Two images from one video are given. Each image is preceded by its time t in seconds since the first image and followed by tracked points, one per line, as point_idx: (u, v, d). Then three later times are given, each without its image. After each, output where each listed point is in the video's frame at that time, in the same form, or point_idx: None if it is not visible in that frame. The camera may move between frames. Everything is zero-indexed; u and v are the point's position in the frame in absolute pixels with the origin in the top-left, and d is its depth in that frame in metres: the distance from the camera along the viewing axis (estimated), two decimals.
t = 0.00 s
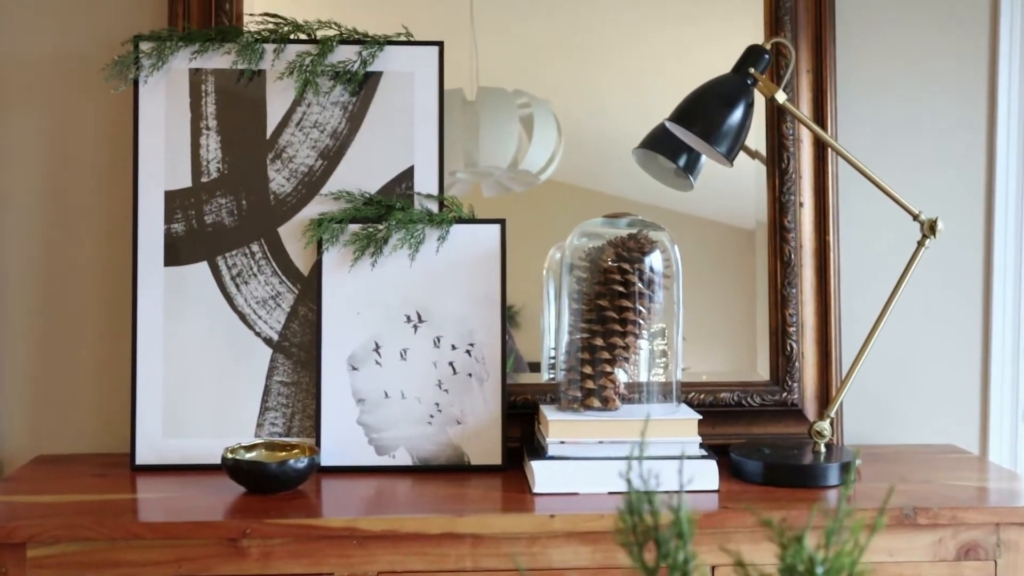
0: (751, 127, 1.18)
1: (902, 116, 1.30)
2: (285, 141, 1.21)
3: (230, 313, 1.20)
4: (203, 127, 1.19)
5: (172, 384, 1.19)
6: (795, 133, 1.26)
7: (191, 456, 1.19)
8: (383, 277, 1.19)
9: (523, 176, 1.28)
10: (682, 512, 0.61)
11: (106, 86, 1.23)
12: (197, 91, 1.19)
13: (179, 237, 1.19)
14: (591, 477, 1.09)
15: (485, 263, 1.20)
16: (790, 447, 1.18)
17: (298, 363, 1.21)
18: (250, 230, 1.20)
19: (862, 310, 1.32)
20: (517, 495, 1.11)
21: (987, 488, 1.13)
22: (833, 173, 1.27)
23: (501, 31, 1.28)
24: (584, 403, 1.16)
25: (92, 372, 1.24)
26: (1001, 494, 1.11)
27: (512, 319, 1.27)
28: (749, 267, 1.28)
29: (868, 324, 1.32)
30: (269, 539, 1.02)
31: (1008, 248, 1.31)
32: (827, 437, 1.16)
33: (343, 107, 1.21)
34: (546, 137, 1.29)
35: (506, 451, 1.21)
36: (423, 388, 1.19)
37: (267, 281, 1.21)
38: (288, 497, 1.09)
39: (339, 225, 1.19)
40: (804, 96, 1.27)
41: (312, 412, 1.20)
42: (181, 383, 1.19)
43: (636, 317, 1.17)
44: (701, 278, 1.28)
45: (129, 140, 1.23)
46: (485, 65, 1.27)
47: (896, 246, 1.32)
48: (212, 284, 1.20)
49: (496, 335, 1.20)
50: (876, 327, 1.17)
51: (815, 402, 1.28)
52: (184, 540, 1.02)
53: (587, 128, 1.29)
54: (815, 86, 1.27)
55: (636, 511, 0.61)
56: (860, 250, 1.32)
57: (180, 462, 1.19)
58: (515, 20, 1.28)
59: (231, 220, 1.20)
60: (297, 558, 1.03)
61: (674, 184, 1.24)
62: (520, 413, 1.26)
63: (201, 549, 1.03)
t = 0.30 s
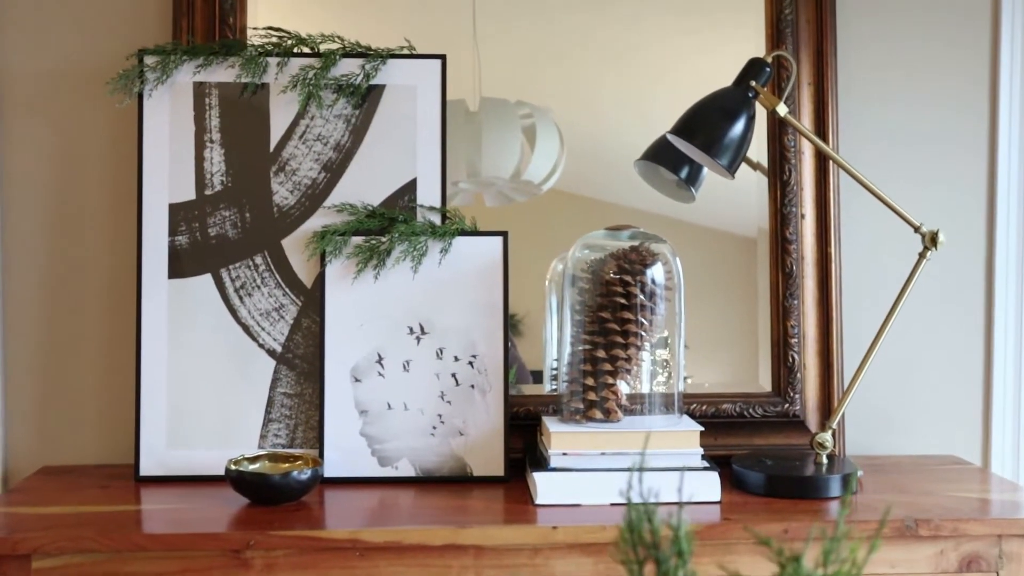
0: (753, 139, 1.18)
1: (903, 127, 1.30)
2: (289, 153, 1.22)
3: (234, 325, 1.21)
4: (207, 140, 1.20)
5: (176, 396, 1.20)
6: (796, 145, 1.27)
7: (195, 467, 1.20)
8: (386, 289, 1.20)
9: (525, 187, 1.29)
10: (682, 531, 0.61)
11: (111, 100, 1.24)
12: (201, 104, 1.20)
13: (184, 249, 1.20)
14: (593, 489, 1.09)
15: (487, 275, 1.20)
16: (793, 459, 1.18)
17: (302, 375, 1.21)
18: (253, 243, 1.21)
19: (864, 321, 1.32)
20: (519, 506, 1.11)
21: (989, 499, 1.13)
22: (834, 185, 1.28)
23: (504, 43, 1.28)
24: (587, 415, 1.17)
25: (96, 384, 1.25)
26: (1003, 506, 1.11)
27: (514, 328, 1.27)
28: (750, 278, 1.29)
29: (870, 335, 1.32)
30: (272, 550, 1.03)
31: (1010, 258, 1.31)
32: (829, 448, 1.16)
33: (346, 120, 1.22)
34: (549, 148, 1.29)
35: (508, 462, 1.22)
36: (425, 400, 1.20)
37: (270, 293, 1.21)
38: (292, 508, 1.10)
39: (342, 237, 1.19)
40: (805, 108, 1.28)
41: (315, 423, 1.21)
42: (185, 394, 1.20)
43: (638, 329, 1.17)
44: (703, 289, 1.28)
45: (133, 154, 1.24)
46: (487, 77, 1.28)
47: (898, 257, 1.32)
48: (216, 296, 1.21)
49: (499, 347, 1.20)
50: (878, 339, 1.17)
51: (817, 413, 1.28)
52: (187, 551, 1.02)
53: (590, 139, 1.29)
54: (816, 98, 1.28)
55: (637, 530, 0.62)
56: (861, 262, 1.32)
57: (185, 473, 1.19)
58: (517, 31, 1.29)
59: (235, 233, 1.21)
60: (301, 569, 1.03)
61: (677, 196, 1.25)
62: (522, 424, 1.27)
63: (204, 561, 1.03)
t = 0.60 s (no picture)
0: (754, 146, 1.19)
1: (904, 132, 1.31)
2: (291, 160, 1.22)
3: (236, 331, 1.21)
4: (209, 147, 1.21)
5: (179, 402, 1.20)
6: (797, 152, 1.27)
7: (198, 473, 1.20)
8: (388, 296, 1.20)
9: (527, 192, 1.29)
10: (681, 540, 0.61)
11: (114, 108, 1.25)
12: (204, 111, 1.20)
13: (186, 256, 1.20)
14: (594, 495, 1.10)
15: (488, 281, 1.21)
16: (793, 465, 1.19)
17: (304, 381, 1.22)
18: (256, 249, 1.21)
19: (865, 326, 1.33)
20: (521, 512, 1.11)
21: (989, 505, 1.13)
22: (835, 191, 1.28)
23: (506, 48, 1.28)
24: (588, 420, 1.17)
25: (99, 390, 1.25)
26: (1004, 512, 1.11)
27: (517, 332, 1.28)
28: (751, 284, 1.29)
29: (871, 340, 1.33)
30: (274, 556, 1.03)
31: (1011, 263, 1.31)
32: (829, 453, 1.16)
33: (348, 126, 1.22)
34: (552, 154, 1.29)
35: (510, 467, 1.22)
36: (427, 406, 1.20)
37: (273, 299, 1.22)
38: (295, 514, 1.10)
39: (344, 244, 1.20)
40: (806, 114, 1.28)
41: (317, 429, 1.21)
42: (188, 400, 1.20)
43: (640, 335, 1.18)
44: (704, 295, 1.29)
45: (136, 161, 1.25)
46: (489, 83, 1.28)
47: (898, 263, 1.33)
48: (218, 302, 1.21)
49: (500, 352, 1.21)
50: (879, 344, 1.18)
51: (818, 419, 1.29)
52: (189, 557, 1.02)
53: (591, 145, 1.29)
54: (817, 104, 1.28)
55: (636, 538, 0.62)
56: (862, 267, 1.33)
57: (188, 479, 1.20)
58: (520, 36, 1.29)
59: (237, 239, 1.21)
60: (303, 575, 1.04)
61: (677, 203, 1.27)
62: (524, 429, 1.27)
63: (207, 566, 1.03)
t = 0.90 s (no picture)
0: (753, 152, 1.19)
1: (903, 138, 1.31)
2: (293, 167, 1.23)
3: (238, 337, 1.22)
4: (212, 154, 1.21)
5: (181, 408, 1.21)
6: (797, 158, 1.28)
7: (200, 478, 1.21)
8: (389, 302, 1.21)
9: (528, 197, 1.30)
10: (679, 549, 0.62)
11: (117, 115, 1.25)
12: (206, 119, 1.21)
13: (188, 262, 1.21)
14: (594, 501, 1.10)
15: (489, 287, 1.21)
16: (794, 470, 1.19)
17: (306, 387, 1.22)
18: (258, 256, 1.22)
19: (865, 331, 1.33)
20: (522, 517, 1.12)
21: (989, 510, 1.13)
22: (834, 197, 1.29)
23: (507, 55, 1.29)
24: (589, 426, 1.17)
25: (101, 395, 1.26)
26: (1003, 517, 1.11)
27: (518, 337, 1.28)
28: (751, 289, 1.30)
29: (871, 345, 1.33)
30: (275, 562, 1.03)
31: (1010, 268, 1.32)
32: (829, 459, 1.16)
33: (349, 134, 1.23)
34: (552, 160, 1.30)
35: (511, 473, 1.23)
36: (429, 412, 1.20)
37: (275, 305, 1.22)
38: (296, 520, 1.11)
39: (346, 250, 1.20)
40: (806, 121, 1.29)
41: (319, 435, 1.22)
42: (190, 406, 1.21)
43: (640, 342, 1.18)
44: (705, 300, 1.29)
45: (139, 168, 1.25)
46: (490, 90, 1.29)
47: (898, 269, 1.33)
48: (220, 308, 1.21)
49: (501, 358, 1.21)
50: (878, 350, 1.18)
51: (818, 424, 1.29)
52: (191, 563, 1.02)
53: (592, 151, 1.30)
54: (817, 111, 1.29)
55: (635, 546, 0.62)
56: (861, 273, 1.33)
57: (190, 485, 1.20)
58: (521, 43, 1.29)
59: (239, 246, 1.22)
60: None
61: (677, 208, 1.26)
62: (525, 435, 1.27)
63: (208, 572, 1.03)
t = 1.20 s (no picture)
0: (754, 159, 1.20)
1: (903, 144, 1.32)
2: (295, 174, 1.23)
3: (241, 343, 1.22)
4: (214, 161, 1.22)
5: (183, 413, 1.21)
6: (797, 164, 1.28)
7: (202, 484, 1.21)
8: (391, 308, 1.21)
9: (529, 203, 1.30)
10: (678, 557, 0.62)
11: (120, 122, 1.26)
12: (209, 125, 1.22)
13: (191, 269, 1.22)
14: (595, 506, 1.10)
15: (491, 293, 1.22)
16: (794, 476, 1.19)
17: (308, 392, 1.23)
18: (260, 262, 1.22)
19: (865, 337, 1.34)
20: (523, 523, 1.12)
21: (989, 516, 1.14)
22: (835, 204, 1.29)
23: (508, 62, 1.30)
24: (590, 432, 1.18)
25: (103, 400, 1.27)
26: (1004, 523, 1.11)
27: (519, 341, 1.29)
28: (752, 295, 1.30)
29: (871, 350, 1.33)
30: (277, 567, 1.03)
31: (1010, 274, 1.32)
32: (829, 465, 1.17)
33: (351, 140, 1.24)
34: (553, 166, 1.31)
35: (512, 478, 1.23)
36: (430, 417, 1.21)
37: (277, 311, 1.23)
38: (298, 525, 1.11)
39: (348, 257, 1.21)
40: (806, 127, 1.29)
41: (321, 440, 1.22)
42: (192, 412, 1.21)
43: (640, 348, 1.19)
44: (706, 305, 1.29)
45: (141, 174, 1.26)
46: (492, 96, 1.29)
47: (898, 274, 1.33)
48: (223, 315, 1.22)
49: (502, 364, 1.21)
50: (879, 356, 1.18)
51: (819, 430, 1.30)
52: (193, 568, 1.03)
53: (593, 157, 1.30)
54: (817, 117, 1.29)
55: (635, 553, 0.63)
56: (862, 278, 1.33)
57: (192, 490, 1.21)
58: (522, 49, 1.30)
59: (241, 252, 1.22)
60: None
61: (678, 214, 1.27)
62: (526, 440, 1.28)
63: None
